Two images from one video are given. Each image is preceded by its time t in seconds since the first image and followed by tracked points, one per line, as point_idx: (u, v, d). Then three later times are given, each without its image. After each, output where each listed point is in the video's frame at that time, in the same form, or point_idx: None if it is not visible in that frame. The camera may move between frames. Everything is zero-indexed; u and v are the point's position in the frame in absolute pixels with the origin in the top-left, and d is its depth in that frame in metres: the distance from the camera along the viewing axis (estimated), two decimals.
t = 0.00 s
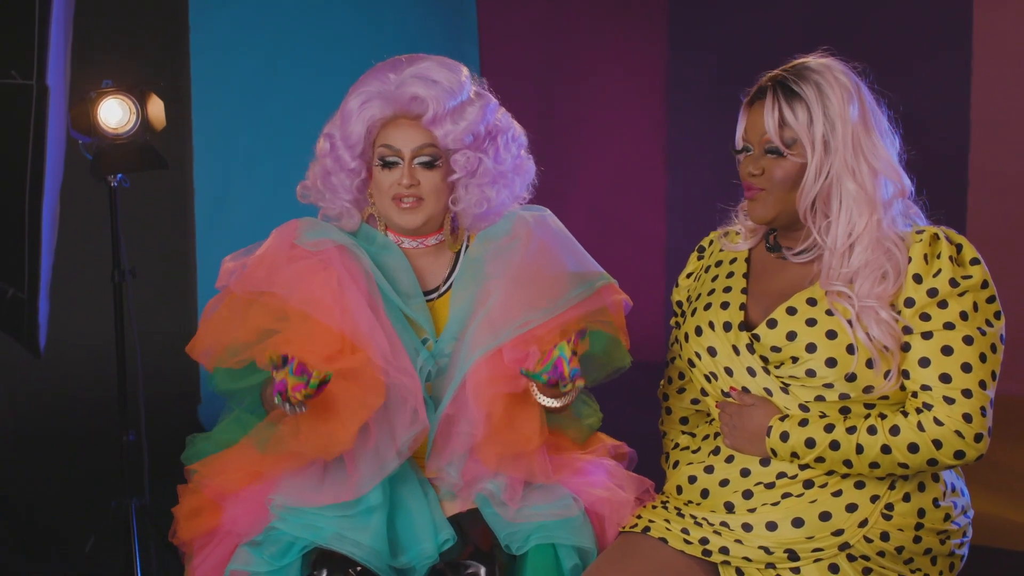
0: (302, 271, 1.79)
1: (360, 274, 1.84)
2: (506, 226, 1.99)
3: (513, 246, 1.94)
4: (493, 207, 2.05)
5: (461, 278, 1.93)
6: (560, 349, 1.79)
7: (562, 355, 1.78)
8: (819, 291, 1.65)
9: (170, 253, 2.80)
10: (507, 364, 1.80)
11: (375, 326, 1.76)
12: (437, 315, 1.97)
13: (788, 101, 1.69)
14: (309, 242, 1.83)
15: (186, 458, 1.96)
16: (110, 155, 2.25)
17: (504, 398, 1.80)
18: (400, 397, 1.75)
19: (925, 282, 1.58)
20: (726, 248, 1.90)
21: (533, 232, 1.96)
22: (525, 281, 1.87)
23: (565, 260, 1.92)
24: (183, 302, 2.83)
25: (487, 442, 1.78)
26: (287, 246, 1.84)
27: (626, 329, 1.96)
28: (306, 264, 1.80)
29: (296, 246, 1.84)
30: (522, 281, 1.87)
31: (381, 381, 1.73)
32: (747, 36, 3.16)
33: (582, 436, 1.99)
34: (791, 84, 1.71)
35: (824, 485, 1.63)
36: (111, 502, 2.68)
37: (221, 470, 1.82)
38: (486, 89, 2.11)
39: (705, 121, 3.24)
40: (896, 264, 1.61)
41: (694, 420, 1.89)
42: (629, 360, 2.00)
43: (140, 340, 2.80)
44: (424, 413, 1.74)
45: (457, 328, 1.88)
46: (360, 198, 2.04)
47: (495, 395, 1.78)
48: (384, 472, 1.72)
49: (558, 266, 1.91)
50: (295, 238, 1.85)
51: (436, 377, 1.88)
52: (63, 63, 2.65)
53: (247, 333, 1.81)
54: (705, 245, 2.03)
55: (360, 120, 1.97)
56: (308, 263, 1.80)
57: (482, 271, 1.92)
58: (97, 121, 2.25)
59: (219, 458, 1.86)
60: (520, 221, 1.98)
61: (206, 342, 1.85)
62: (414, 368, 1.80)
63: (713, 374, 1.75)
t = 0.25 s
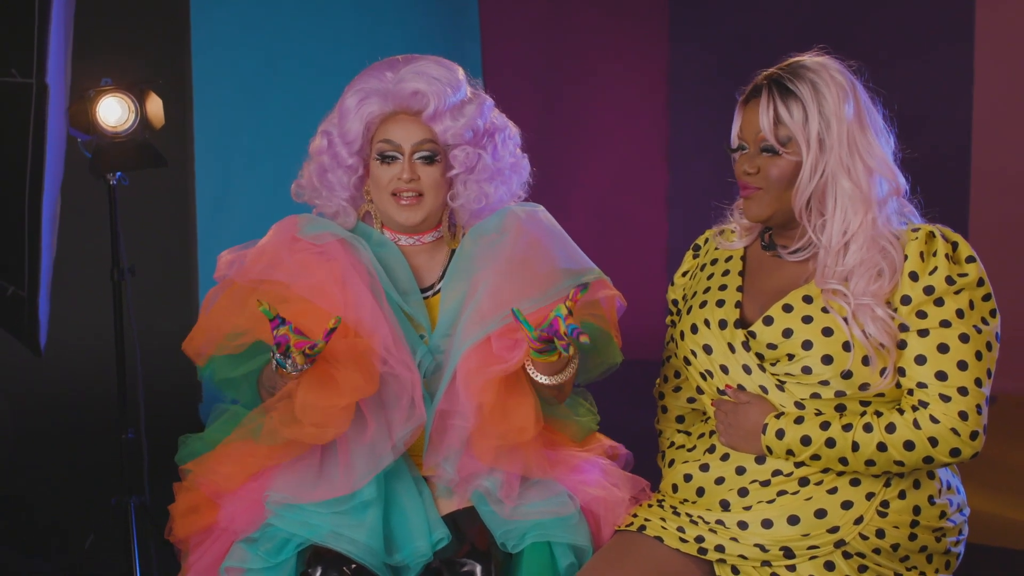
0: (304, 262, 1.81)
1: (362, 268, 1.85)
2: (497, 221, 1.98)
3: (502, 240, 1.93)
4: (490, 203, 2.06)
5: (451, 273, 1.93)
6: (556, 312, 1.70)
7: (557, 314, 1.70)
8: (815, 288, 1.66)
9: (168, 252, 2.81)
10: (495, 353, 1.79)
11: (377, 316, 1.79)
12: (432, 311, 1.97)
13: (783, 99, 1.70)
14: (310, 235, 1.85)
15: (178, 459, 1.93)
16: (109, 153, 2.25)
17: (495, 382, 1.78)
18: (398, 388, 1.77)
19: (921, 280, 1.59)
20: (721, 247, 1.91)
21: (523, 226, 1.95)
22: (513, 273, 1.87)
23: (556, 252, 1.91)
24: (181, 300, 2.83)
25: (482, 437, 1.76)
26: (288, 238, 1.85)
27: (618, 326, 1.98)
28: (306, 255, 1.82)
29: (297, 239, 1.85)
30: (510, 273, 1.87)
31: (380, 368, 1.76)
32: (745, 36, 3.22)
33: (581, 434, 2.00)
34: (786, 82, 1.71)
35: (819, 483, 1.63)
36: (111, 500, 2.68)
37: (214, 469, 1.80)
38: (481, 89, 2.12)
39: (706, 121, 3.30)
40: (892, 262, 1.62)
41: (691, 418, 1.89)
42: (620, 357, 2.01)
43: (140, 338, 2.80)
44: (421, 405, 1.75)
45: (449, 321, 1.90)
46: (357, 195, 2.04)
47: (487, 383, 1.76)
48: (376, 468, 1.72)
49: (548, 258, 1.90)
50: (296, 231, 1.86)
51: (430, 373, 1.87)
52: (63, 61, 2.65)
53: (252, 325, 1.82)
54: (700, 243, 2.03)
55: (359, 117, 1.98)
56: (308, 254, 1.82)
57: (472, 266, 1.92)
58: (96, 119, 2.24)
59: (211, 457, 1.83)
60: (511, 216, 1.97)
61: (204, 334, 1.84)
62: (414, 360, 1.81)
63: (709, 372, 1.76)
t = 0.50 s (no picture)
0: (301, 262, 1.81)
1: (359, 267, 1.85)
2: (495, 220, 1.97)
3: (500, 240, 1.94)
4: (489, 203, 2.06)
5: (449, 273, 1.93)
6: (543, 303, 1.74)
7: (545, 305, 1.74)
8: (810, 288, 1.67)
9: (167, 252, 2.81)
10: (493, 354, 1.79)
11: (373, 316, 1.79)
12: (430, 310, 1.97)
13: (777, 99, 1.70)
14: (307, 235, 1.85)
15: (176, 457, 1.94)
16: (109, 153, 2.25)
17: (495, 381, 1.78)
18: (394, 387, 1.78)
19: (917, 279, 1.60)
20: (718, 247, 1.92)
21: (521, 225, 1.96)
22: (512, 273, 1.88)
23: (554, 252, 1.93)
24: (181, 299, 2.83)
25: (480, 437, 1.77)
26: (286, 238, 1.85)
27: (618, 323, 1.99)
28: (304, 255, 1.82)
29: (294, 239, 1.86)
30: (509, 273, 1.88)
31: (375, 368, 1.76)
32: (748, 36, 3.18)
33: (580, 432, 2.01)
34: (781, 82, 1.72)
35: (815, 481, 1.64)
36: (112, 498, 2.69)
37: (212, 467, 1.80)
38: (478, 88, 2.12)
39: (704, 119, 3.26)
40: (887, 262, 1.63)
41: (689, 417, 1.90)
42: (619, 356, 2.01)
43: (140, 337, 2.80)
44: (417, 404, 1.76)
45: (446, 321, 1.89)
46: (355, 194, 2.05)
47: (486, 383, 1.77)
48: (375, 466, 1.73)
49: (546, 258, 1.92)
50: (293, 230, 1.87)
51: (426, 372, 1.87)
52: (64, 58, 2.65)
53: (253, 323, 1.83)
54: (697, 243, 2.04)
55: (357, 117, 1.98)
56: (305, 254, 1.83)
57: (470, 266, 1.92)
58: (96, 118, 2.24)
59: (208, 455, 1.84)
60: (509, 215, 1.97)
61: (202, 333, 1.84)
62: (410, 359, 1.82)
63: (705, 371, 1.77)
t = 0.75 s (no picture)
0: (299, 258, 1.80)
1: (358, 263, 1.85)
2: (492, 215, 1.96)
3: (495, 234, 1.93)
4: (489, 199, 2.07)
5: (443, 267, 1.93)
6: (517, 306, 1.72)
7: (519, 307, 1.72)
8: (807, 288, 1.68)
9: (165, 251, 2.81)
10: (482, 345, 1.80)
11: (372, 312, 1.79)
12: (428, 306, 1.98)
13: (774, 98, 1.71)
14: (306, 231, 1.85)
15: (174, 451, 1.94)
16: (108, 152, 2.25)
17: (485, 374, 1.78)
18: (394, 383, 1.78)
19: (914, 279, 1.60)
20: (716, 246, 1.92)
21: (516, 219, 1.95)
22: (505, 267, 1.89)
23: (548, 246, 1.94)
24: (181, 298, 2.83)
25: (476, 432, 1.77)
26: (285, 233, 1.85)
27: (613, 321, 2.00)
28: (303, 250, 1.81)
29: (294, 234, 1.85)
30: (501, 267, 1.88)
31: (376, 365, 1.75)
32: (747, 37, 3.39)
33: (575, 429, 2.00)
34: (778, 81, 1.72)
35: (812, 480, 1.64)
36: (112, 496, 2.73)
37: (208, 463, 1.80)
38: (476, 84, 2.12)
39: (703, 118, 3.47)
40: (884, 262, 1.63)
41: (687, 416, 1.90)
42: (615, 351, 2.01)
43: (140, 338, 2.81)
44: (416, 399, 1.77)
45: (441, 315, 1.89)
46: (354, 192, 2.05)
47: (477, 376, 1.77)
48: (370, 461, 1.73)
49: (540, 252, 1.93)
50: (292, 226, 1.87)
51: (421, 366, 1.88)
52: (66, 56, 2.67)
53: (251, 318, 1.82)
54: (697, 241, 2.04)
55: (355, 116, 1.99)
56: (304, 250, 1.81)
57: (464, 260, 1.92)
58: (95, 117, 2.24)
59: (205, 451, 1.84)
60: (504, 210, 1.96)
61: (201, 327, 1.84)
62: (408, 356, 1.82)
63: (703, 370, 1.77)
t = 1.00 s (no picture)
0: (297, 263, 1.81)
1: (354, 264, 1.85)
2: (491, 218, 1.98)
3: (497, 238, 1.94)
4: (487, 199, 2.07)
5: (443, 269, 1.93)
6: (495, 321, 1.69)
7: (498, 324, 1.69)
8: (806, 287, 1.68)
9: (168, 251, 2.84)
10: (479, 352, 1.80)
11: (370, 314, 1.78)
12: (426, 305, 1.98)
13: (774, 97, 1.71)
14: (303, 233, 1.86)
15: (173, 448, 1.94)
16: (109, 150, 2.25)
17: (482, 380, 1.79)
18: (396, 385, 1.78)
19: (913, 279, 1.60)
20: (715, 244, 1.92)
21: (517, 222, 1.96)
22: (507, 272, 1.89)
23: (550, 250, 1.95)
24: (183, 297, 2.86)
25: (472, 434, 1.77)
26: (282, 236, 1.86)
27: (612, 325, 2.00)
28: (299, 255, 1.82)
29: (291, 237, 1.86)
30: (503, 271, 1.89)
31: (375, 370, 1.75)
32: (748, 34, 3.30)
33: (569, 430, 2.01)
34: (779, 80, 1.72)
35: (810, 480, 1.64)
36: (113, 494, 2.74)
37: (208, 459, 1.81)
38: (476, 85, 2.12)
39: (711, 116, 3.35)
40: (883, 262, 1.63)
41: (685, 414, 1.90)
42: (615, 356, 2.00)
43: (141, 336, 2.84)
44: (417, 402, 1.76)
45: (441, 317, 1.89)
46: (353, 192, 2.05)
47: (473, 379, 1.78)
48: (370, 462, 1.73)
49: (543, 257, 1.93)
50: (290, 229, 1.87)
51: (420, 366, 1.88)
52: (69, 54, 2.70)
53: (249, 325, 1.82)
54: (694, 241, 2.04)
55: (354, 115, 1.99)
56: (301, 254, 1.82)
57: (465, 262, 1.92)
58: (96, 115, 2.24)
59: (206, 447, 1.85)
60: (505, 213, 1.98)
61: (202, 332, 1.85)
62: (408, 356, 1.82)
63: (701, 369, 1.77)
